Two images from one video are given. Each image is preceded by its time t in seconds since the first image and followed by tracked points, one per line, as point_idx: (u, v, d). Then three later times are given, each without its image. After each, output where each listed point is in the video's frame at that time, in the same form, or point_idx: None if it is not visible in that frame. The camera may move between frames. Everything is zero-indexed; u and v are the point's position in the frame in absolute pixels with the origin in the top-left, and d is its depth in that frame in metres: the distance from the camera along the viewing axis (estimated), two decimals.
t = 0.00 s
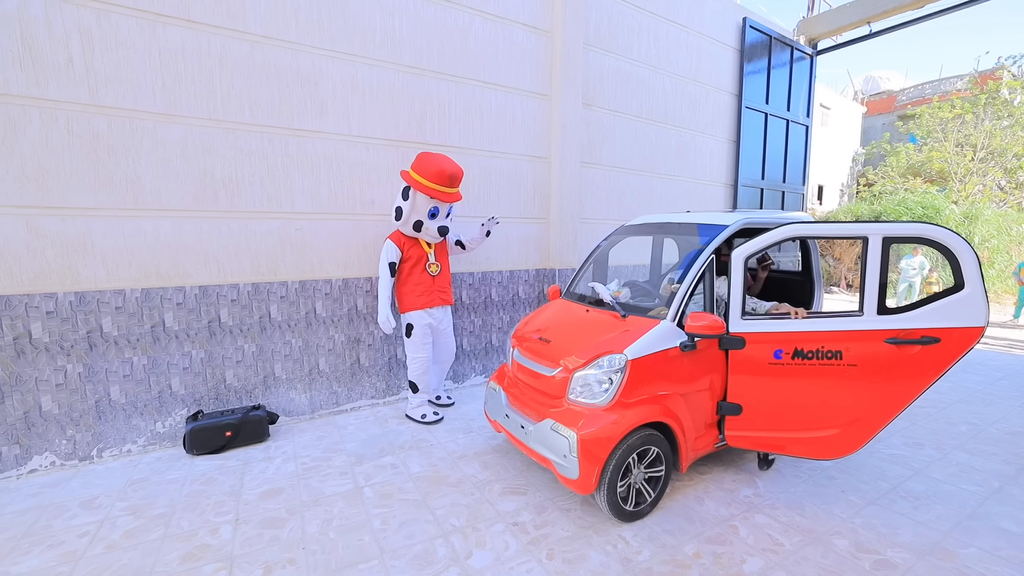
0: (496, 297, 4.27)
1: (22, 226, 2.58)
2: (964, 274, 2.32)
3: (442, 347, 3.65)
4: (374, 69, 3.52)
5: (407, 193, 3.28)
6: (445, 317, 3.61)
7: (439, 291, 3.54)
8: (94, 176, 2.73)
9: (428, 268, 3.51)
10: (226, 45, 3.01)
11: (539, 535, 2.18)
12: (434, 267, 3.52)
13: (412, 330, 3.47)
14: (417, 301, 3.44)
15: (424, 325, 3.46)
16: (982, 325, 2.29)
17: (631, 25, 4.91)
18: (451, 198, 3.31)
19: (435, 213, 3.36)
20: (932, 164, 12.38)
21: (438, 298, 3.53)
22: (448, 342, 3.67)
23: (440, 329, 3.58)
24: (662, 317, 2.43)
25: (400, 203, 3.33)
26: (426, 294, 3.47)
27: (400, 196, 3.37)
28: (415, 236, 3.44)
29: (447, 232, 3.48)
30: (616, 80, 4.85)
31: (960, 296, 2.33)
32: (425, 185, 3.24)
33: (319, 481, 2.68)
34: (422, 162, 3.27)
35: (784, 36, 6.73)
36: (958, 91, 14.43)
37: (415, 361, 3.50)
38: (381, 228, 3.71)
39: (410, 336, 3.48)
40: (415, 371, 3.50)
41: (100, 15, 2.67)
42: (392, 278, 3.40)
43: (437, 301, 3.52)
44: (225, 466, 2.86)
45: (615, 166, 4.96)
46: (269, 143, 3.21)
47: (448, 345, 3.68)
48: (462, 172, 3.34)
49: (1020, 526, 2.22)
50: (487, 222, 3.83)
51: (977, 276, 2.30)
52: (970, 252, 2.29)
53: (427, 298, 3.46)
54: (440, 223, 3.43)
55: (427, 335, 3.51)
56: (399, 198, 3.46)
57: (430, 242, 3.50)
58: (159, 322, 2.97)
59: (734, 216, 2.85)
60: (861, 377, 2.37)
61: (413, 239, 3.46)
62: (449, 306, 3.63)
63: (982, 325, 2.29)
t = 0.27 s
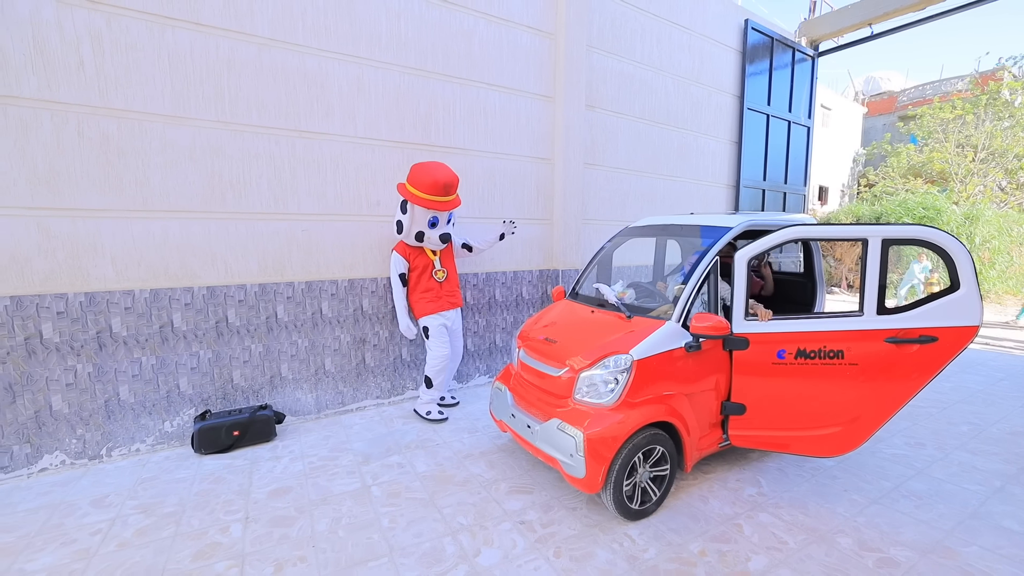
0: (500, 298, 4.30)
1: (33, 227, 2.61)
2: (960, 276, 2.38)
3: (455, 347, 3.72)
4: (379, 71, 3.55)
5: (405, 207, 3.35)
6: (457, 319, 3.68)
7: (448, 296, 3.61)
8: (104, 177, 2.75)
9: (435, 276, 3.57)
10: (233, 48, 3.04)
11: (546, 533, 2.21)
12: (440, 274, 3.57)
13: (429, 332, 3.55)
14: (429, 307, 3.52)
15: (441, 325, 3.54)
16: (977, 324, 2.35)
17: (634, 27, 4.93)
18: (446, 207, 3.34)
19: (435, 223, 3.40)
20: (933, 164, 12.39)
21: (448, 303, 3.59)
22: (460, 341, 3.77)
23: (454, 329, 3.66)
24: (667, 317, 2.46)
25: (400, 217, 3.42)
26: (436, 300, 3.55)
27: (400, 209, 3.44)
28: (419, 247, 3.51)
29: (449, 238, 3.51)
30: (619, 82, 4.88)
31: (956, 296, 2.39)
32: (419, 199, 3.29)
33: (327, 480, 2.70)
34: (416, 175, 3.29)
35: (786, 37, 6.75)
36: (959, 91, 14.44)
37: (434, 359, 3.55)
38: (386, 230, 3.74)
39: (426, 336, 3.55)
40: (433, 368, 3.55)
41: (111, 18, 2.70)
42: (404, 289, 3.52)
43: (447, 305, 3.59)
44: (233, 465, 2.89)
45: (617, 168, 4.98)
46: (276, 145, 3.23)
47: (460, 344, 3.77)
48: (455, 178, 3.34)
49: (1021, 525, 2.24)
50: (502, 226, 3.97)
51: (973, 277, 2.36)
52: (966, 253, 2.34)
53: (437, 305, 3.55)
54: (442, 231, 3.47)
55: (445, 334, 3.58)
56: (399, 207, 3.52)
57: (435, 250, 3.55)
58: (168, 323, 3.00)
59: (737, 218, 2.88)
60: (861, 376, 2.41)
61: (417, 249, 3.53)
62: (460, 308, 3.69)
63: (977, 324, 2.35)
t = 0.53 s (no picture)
0: (503, 297, 4.32)
1: (43, 228, 2.63)
2: (942, 272, 2.53)
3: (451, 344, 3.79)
4: (384, 73, 3.57)
5: (404, 201, 3.40)
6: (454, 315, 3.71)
7: (446, 291, 3.64)
8: (113, 178, 2.78)
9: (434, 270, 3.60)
10: (240, 49, 3.06)
11: (552, 530, 2.23)
12: (439, 269, 3.60)
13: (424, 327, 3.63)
14: (425, 301, 3.56)
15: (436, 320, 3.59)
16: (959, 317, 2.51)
17: (636, 27, 4.96)
18: (445, 203, 3.37)
19: (434, 217, 3.42)
20: (933, 164, 12.40)
21: (446, 297, 3.62)
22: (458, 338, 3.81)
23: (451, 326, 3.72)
24: (672, 317, 2.48)
25: (399, 212, 3.43)
26: (433, 295, 3.58)
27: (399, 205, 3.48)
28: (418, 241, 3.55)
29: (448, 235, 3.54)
30: (622, 82, 4.90)
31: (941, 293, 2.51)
32: (417, 193, 3.32)
33: (333, 478, 2.73)
34: (415, 170, 3.34)
35: (787, 37, 6.78)
36: (959, 91, 14.46)
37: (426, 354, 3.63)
38: (391, 230, 3.76)
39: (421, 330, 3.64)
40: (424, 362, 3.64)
41: (119, 21, 2.72)
42: (403, 282, 3.60)
43: (444, 300, 3.61)
44: (240, 463, 2.91)
45: (620, 168, 5.01)
46: (282, 146, 3.26)
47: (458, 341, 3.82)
48: (455, 174, 3.38)
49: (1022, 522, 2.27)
50: (493, 209, 3.95)
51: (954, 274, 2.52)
52: (947, 251, 2.50)
53: (434, 299, 3.57)
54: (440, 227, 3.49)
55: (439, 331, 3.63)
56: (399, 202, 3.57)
57: (434, 245, 3.58)
58: (175, 322, 3.02)
59: (739, 218, 2.90)
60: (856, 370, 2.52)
61: (417, 243, 3.57)
62: (457, 304, 3.72)
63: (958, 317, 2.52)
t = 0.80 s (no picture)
0: (505, 297, 4.32)
1: (46, 228, 2.63)
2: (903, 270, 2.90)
3: (441, 347, 3.75)
4: (386, 73, 3.58)
5: (399, 199, 3.41)
6: (437, 319, 3.68)
7: (432, 294, 3.62)
8: (116, 178, 2.78)
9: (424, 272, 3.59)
10: (243, 50, 3.06)
11: (556, 529, 2.23)
12: (429, 271, 3.59)
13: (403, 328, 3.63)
14: (408, 301, 3.56)
15: (415, 324, 3.59)
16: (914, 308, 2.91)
17: (638, 28, 4.96)
18: (439, 206, 3.36)
19: (426, 219, 3.41)
20: (934, 164, 12.39)
21: (429, 301, 3.60)
22: (447, 342, 3.76)
23: (434, 329, 3.69)
24: (675, 317, 2.48)
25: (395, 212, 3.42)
26: (417, 295, 3.57)
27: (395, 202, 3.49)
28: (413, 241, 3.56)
29: (441, 238, 3.52)
30: (623, 82, 4.90)
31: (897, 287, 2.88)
32: (412, 194, 3.32)
33: (336, 478, 2.73)
34: (412, 170, 3.34)
35: (788, 38, 6.78)
36: (959, 91, 14.46)
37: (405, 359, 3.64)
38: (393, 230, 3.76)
39: (402, 332, 3.63)
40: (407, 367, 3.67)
41: (122, 21, 2.72)
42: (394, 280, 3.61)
43: (428, 303, 3.60)
44: (242, 463, 2.91)
45: (621, 168, 5.01)
46: (284, 146, 3.26)
47: (447, 346, 3.76)
48: (452, 177, 3.35)
49: None
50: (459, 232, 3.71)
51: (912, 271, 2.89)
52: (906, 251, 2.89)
53: (418, 300, 3.57)
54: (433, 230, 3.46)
55: (418, 335, 3.63)
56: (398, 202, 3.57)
57: (428, 247, 3.57)
58: (178, 322, 3.02)
59: (742, 218, 2.90)
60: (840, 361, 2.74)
61: (412, 242, 3.58)
62: (443, 308, 3.69)
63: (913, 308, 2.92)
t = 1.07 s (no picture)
0: (505, 296, 4.29)
1: (39, 225, 2.60)
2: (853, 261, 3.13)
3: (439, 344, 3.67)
4: (384, 69, 3.54)
5: (397, 192, 3.41)
6: (433, 317, 3.63)
7: (427, 291, 3.59)
8: (111, 175, 2.74)
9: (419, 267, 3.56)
10: (240, 45, 3.03)
11: (556, 531, 2.20)
12: (424, 267, 3.54)
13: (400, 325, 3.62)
14: (404, 297, 3.56)
15: (410, 322, 3.56)
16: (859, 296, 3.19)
17: (639, 25, 4.93)
18: (434, 199, 3.32)
19: (422, 213, 3.38)
20: (934, 163, 12.33)
21: (423, 298, 3.57)
22: (444, 337, 3.68)
23: (429, 327, 3.64)
24: (677, 315, 2.44)
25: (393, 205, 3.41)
26: (412, 292, 3.55)
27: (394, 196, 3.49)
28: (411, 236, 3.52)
29: (438, 233, 3.47)
30: (623, 80, 4.87)
31: (848, 278, 3.09)
32: (408, 185, 3.32)
33: (334, 479, 2.70)
34: (410, 162, 3.33)
35: (789, 35, 6.75)
36: (960, 90, 14.42)
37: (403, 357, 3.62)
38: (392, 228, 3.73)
39: (399, 330, 3.63)
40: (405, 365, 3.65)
41: (117, 16, 2.69)
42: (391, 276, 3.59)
43: (422, 300, 3.57)
44: (239, 464, 2.88)
45: (622, 166, 4.98)
46: (281, 143, 3.23)
47: (443, 341, 3.67)
48: (448, 170, 3.33)
49: None
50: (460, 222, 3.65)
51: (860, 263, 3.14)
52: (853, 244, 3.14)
53: (413, 296, 3.55)
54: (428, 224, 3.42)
55: (413, 334, 3.60)
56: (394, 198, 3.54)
57: (425, 242, 3.53)
58: (174, 321, 2.99)
59: (744, 216, 2.87)
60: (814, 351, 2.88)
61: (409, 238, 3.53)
62: (440, 306, 3.64)
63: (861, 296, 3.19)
